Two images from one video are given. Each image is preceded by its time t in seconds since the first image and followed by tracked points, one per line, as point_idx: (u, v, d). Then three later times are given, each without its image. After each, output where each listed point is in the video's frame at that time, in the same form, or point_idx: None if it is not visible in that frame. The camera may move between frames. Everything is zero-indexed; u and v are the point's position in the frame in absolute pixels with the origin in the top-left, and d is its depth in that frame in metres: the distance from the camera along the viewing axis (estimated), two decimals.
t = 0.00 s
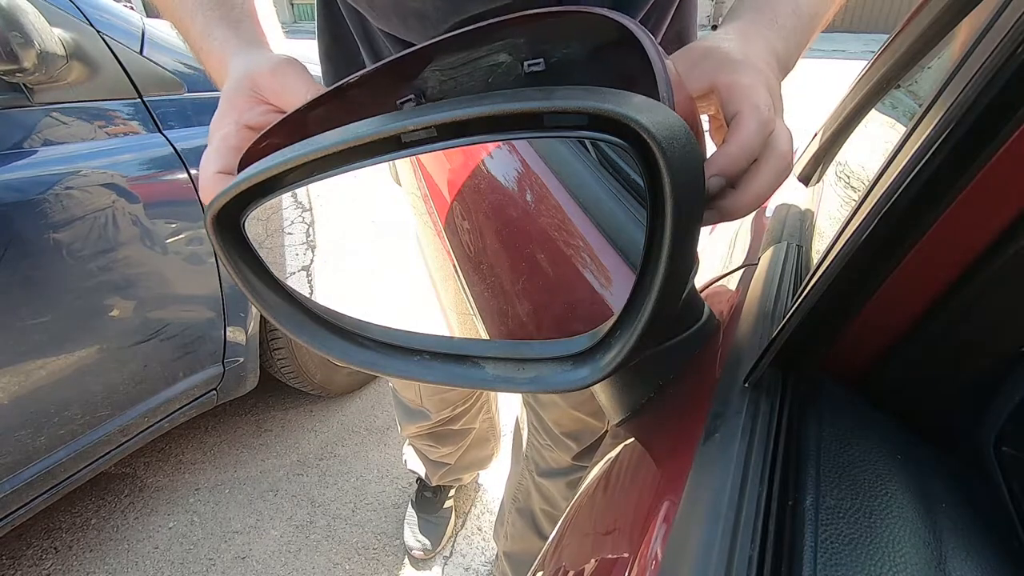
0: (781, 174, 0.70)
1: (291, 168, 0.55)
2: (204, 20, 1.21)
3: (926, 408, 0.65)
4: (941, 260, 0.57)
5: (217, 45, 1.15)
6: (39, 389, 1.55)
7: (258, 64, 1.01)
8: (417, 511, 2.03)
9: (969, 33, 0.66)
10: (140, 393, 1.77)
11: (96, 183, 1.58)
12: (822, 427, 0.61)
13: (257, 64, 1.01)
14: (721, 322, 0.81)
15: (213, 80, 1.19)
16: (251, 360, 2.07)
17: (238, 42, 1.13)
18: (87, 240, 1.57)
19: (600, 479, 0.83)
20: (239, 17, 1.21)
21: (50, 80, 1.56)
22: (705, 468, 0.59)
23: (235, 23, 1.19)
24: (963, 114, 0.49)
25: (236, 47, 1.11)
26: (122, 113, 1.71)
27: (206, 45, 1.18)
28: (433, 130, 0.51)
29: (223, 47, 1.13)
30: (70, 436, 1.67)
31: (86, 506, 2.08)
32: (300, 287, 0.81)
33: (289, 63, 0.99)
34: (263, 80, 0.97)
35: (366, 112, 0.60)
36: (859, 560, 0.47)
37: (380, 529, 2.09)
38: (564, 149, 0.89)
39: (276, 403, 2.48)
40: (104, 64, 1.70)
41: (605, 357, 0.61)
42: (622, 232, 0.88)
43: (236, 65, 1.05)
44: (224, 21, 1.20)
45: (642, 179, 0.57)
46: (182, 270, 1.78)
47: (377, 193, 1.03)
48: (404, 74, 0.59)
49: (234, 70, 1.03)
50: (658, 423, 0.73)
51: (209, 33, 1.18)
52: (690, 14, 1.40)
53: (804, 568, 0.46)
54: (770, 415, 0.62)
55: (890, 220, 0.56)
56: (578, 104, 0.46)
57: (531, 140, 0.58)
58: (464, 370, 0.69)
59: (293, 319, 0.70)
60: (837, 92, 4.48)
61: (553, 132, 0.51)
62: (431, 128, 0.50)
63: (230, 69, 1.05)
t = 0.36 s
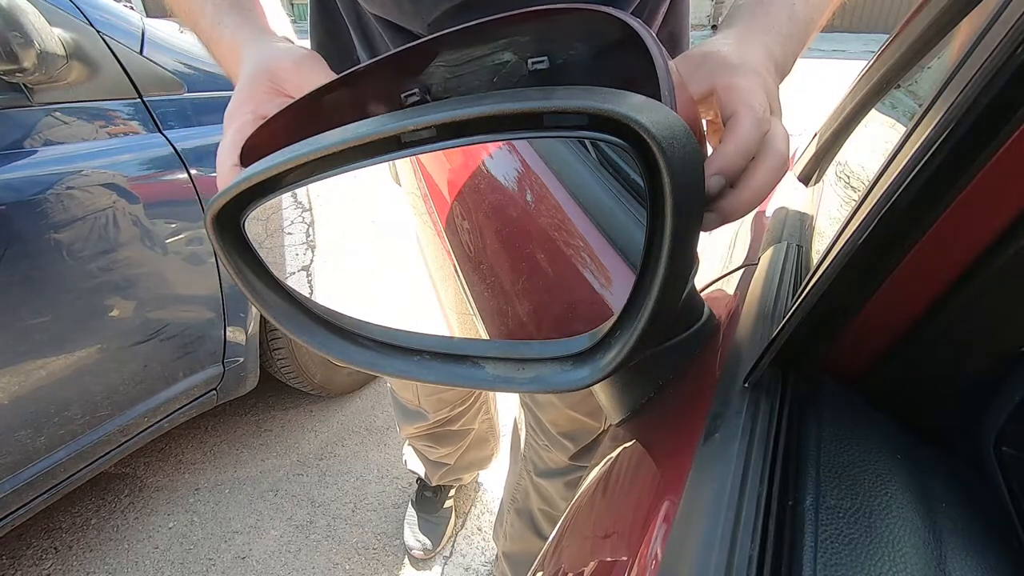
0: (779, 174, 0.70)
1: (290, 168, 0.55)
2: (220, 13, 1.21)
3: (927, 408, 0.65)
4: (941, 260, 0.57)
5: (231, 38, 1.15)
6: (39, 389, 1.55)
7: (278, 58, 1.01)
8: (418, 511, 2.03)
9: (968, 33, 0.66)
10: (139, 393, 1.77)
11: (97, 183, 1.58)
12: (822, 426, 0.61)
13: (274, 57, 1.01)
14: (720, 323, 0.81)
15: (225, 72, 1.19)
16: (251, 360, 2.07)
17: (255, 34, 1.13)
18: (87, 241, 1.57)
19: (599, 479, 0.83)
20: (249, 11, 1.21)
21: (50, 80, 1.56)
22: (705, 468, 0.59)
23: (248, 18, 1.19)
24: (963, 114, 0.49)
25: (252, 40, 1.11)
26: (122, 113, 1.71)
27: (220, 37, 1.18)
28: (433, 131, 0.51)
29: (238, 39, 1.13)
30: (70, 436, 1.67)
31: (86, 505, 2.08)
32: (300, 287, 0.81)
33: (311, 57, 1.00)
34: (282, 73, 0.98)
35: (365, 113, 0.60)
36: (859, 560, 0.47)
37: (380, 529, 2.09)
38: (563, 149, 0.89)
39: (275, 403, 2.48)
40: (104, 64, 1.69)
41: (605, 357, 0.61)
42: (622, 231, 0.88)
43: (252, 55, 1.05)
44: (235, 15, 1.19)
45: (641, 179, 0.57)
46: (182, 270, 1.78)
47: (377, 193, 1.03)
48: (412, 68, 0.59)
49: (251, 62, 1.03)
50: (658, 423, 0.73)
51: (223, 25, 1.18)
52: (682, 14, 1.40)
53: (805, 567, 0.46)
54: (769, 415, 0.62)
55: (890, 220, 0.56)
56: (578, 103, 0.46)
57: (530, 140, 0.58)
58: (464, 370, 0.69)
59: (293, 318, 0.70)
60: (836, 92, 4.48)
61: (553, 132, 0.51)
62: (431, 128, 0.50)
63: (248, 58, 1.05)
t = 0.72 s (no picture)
0: (775, 173, 0.70)
1: (290, 168, 0.55)
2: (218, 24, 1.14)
3: (927, 407, 0.65)
4: (942, 258, 0.57)
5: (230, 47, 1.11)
6: (39, 389, 1.55)
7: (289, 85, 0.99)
8: (418, 511, 2.03)
9: (968, 33, 0.66)
10: (139, 393, 1.77)
11: (97, 183, 1.58)
12: (822, 427, 0.61)
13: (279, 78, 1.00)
14: (720, 324, 0.81)
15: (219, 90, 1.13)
16: (251, 360, 2.07)
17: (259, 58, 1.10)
18: (87, 242, 1.57)
19: (599, 479, 0.83)
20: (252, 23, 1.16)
21: (50, 80, 1.55)
22: (705, 469, 0.59)
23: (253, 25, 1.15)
24: (962, 114, 0.49)
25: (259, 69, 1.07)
26: (122, 113, 1.71)
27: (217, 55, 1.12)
28: (433, 130, 0.51)
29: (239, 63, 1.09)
30: (70, 436, 1.67)
31: (86, 505, 2.08)
32: (300, 287, 0.81)
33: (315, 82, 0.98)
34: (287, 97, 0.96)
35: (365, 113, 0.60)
36: (859, 560, 0.47)
37: (380, 529, 2.09)
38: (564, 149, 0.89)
39: (275, 404, 2.48)
40: (104, 64, 1.69)
41: (605, 357, 0.61)
42: (622, 232, 0.87)
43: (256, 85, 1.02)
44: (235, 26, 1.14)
45: (641, 179, 0.57)
46: (182, 270, 1.78)
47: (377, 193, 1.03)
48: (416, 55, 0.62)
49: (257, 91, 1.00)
50: (658, 423, 0.73)
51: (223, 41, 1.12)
52: (678, 16, 1.41)
53: (805, 568, 0.46)
54: (770, 415, 0.62)
55: (889, 221, 0.56)
56: (579, 103, 0.46)
57: (530, 140, 0.58)
58: (464, 370, 0.69)
59: (293, 319, 0.69)
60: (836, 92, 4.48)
61: (553, 132, 0.51)
62: (431, 128, 0.50)
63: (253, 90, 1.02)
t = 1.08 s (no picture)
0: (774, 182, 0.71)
1: (290, 168, 0.55)
2: (207, 42, 1.05)
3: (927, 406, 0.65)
4: (943, 259, 0.57)
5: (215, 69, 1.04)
6: (39, 388, 1.55)
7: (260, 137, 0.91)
8: (418, 511, 2.03)
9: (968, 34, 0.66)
10: (140, 393, 1.77)
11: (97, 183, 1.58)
12: (822, 427, 0.61)
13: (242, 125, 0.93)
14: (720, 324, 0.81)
15: (201, 108, 1.09)
16: (251, 360, 2.07)
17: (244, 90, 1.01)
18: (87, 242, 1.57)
19: (599, 479, 0.83)
20: (248, 42, 1.06)
21: (50, 80, 1.55)
22: (705, 469, 0.59)
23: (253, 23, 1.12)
24: (963, 114, 0.49)
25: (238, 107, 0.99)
26: (122, 113, 1.71)
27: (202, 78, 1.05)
28: (433, 131, 0.51)
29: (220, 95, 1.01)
30: (70, 436, 1.67)
31: (86, 505, 2.08)
32: (299, 287, 0.81)
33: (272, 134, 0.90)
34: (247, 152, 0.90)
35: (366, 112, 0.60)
36: (859, 561, 0.47)
37: (380, 529, 2.08)
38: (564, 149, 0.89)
39: (275, 404, 2.47)
40: (105, 64, 1.69)
41: (605, 358, 0.61)
42: (622, 232, 0.88)
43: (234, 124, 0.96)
44: (228, 47, 1.04)
45: (641, 179, 0.57)
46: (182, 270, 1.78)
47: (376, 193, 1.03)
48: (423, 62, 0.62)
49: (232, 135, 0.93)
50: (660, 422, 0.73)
51: (210, 62, 1.04)
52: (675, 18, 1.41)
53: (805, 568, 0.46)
54: (770, 416, 0.62)
55: (890, 221, 0.56)
56: (579, 103, 0.46)
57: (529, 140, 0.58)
58: (464, 370, 0.69)
59: (293, 319, 0.69)
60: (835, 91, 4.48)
61: (553, 132, 0.51)
62: (431, 128, 0.50)
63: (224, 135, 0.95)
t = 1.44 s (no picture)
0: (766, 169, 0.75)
1: (289, 168, 0.55)
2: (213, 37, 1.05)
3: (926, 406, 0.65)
4: (943, 261, 0.56)
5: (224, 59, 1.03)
6: (39, 388, 1.55)
7: (269, 120, 0.89)
8: (419, 511, 2.04)
9: (969, 34, 0.66)
10: (140, 393, 1.77)
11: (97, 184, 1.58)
12: (822, 428, 0.61)
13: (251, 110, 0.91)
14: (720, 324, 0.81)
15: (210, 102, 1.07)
16: (251, 360, 2.06)
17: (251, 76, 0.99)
18: (87, 242, 1.57)
19: (599, 479, 0.84)
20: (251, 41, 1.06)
21: (51, 80, 1.54)
22: (706, 469, 0.59)
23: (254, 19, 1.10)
24: (963, 113, 0.49)
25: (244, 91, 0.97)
26: (121, 113, 1.70)
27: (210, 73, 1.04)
28: (433, 131, 0.51)
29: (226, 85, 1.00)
30: (70, 436, 1.67)
31: (86, 505, 2.08)
32: (300, 287, 0.81)
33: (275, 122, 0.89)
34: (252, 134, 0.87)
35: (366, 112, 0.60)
36: (859, 561, 0.47)
37: (380, 529, 2.08)
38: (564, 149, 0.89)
39: (275, 403, 2.48)
40: (105, 64, 1.69)
41: (605, 357, 0.61)
42: (622, 232, 0.88)
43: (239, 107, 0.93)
44: (233, 46, 1.04)
45: (641, 179, 0.57)
46: (182, 270, 1.78)
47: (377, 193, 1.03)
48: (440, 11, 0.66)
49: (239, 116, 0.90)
50: (660, 422, 0.73)
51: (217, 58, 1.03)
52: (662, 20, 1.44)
53: (805, 568, 0.46)
54: (770, 415, 0.62)
55: (890, 222, 0.55)
56: (578, 104, 0.46)
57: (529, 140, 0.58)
58: (464, 370, 0.69)
59: (293, 319, 0.69)
60: (834, 90, 4.49)
61: (553, 132, 0.51)
62: (431, 128, 0.50)
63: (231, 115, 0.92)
